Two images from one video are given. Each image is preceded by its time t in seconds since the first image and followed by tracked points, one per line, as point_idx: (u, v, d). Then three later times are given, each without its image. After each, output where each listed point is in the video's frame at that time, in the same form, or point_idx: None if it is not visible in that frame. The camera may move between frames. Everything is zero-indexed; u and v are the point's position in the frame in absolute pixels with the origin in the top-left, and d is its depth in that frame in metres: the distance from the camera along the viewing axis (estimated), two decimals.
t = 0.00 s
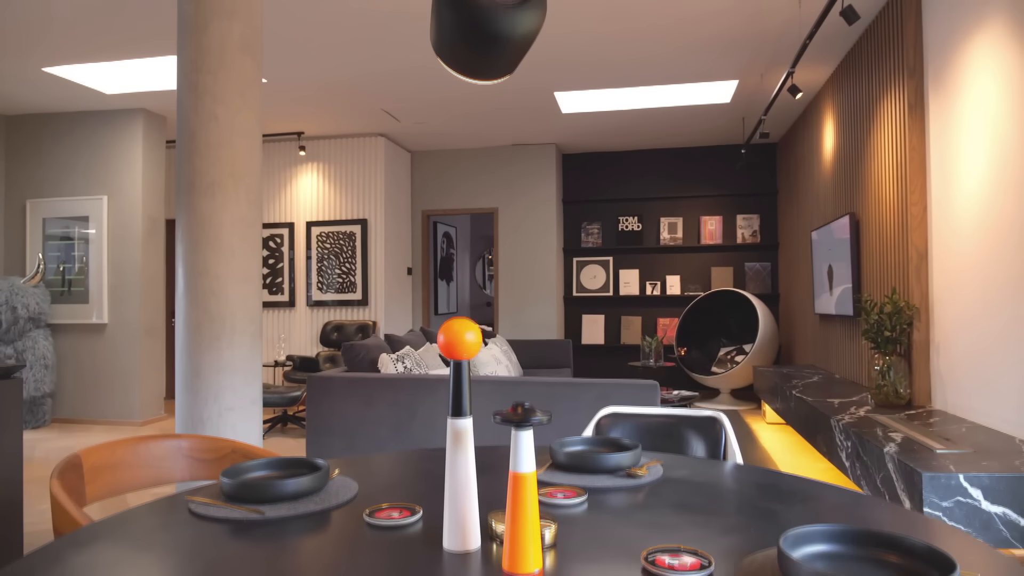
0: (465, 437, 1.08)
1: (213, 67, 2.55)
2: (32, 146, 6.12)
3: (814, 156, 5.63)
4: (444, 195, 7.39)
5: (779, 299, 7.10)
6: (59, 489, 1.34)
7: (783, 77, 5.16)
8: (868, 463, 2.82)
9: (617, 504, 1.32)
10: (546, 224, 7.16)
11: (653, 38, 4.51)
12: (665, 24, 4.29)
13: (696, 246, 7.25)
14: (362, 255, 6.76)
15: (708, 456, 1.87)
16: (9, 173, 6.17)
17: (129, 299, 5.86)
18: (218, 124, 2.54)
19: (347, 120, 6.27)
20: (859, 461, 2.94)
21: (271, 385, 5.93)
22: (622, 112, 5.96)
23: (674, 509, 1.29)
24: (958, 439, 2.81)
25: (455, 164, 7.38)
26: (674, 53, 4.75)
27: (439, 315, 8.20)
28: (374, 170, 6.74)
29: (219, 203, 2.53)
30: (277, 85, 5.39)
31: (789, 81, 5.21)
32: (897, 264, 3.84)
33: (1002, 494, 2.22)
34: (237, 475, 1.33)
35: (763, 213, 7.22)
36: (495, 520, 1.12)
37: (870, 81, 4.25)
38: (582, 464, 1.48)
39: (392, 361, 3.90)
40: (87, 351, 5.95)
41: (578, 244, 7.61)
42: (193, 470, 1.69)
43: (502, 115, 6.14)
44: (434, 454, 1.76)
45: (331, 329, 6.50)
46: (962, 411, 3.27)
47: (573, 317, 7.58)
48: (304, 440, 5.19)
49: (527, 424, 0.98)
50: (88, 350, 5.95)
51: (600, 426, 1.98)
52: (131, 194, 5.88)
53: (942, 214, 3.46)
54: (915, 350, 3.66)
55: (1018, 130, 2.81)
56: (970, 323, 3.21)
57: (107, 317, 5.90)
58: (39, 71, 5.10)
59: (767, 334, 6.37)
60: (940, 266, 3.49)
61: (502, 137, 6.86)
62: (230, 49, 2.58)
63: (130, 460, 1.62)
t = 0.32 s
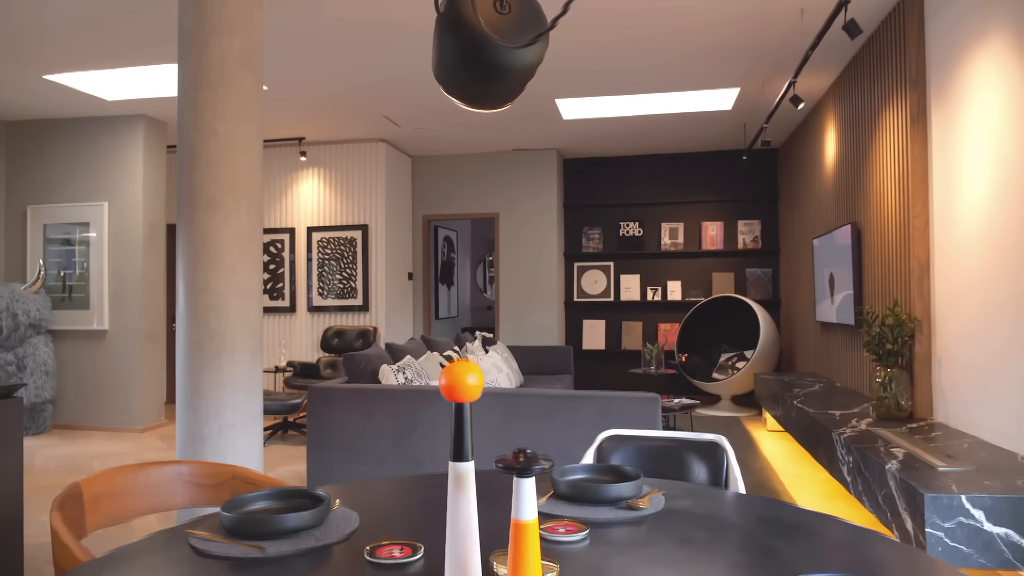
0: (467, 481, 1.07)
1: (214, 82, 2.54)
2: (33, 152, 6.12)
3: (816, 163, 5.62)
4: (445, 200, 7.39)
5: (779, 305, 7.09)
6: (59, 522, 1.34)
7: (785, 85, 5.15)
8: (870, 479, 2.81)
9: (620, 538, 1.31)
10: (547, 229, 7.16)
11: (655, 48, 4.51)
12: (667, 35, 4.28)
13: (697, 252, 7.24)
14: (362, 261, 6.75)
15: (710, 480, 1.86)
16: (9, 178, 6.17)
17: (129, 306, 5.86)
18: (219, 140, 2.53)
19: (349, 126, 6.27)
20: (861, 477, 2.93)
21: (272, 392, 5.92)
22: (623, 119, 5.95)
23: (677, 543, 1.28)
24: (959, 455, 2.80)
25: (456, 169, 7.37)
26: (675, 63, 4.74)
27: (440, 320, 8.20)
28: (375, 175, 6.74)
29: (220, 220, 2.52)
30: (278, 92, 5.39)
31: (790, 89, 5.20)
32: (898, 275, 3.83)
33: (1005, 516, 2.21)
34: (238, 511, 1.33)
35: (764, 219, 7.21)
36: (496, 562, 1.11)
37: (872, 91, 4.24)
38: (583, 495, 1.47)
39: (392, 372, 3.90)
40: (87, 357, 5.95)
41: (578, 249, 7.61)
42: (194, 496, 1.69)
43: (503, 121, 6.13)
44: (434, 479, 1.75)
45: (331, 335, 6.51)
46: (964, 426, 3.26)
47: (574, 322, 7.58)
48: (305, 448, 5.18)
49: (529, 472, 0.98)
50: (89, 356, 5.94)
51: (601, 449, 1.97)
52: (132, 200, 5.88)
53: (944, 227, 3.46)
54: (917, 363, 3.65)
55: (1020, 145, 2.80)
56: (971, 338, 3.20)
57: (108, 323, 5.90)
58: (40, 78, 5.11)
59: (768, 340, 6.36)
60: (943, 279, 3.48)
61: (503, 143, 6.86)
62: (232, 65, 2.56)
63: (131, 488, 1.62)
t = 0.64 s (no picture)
0: (470, 526, 1.08)
1: (215, 102, 2.53)
2: (34, 161, 6.12)
3: (817, 172, 5.61)
4: (445, 207, 7.39)
5: (780, 312, 7.09)
6: (62, 555, 1.34)
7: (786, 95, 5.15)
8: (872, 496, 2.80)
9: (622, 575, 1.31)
10: (547, 236, 7.16)
11: (656, 60, 4.50)
12: (669, 47, 4.28)
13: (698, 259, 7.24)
14: (362, 269, 6.74)
15: (713, 507, 1.86)
16: (10, 188, 6.17)
17: (130, 315, 5.86)
18: (220, 160, 2.53)
19: (349, 135, 6.27)
20: (863, 494, 2.92)
21: (272, 401, 5.92)
22: (624, 127, 5.95)
23: None
24: (961, 472, 2.79)
25: (457, 176, 7.37)
26: (676, 74, 4.75)
27: (441, 326, 8.20)
28: (376, 183, 6.74)
29: (221, 240, 2.52)
30: (279, 101, 5.39)
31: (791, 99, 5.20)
32: (899, 288, 3.83)
33: (1007, 538, 2.21)
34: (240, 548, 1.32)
35: (765, 226, 7.21)
36: None
37: (873, 102, 4.23)
38: (585, 528, 1.47)
39: (394, 386, 3.89)
40: (88, 367, 5.95)
41: (579, 256, 7.61)
42: (195, 525, 1.68)
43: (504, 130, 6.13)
44: (435, 510, 1.74)
45: (331, 343, 6.49)
46: (966, 440, 3.26)
47: (574, 330, 7.58)
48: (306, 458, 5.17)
49: (533, 524, 0.97)
50: (90, 365, 5.94)
51: (604, 474, 1.98)
52: (133, 210, 5.90)
53: (946, 241, 3.46)
54: (918, 376, 3.65)
55: (1021, 161, 2.80)
56: (973, 353, 3.20)
57: (109, 332, 5.90)
58: (42, 89, 5.11)
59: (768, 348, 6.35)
60: (944, 292, 3.48)
61: (504, 151, 6.86)
62: (233, 84, 2.55)
63: (133, 519, 1.62)
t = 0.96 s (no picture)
0: None
1: (218, 127, 2.54)
2: (35, 171, 6.13)
3: (817, 184, 5.62)
4: (446, 216, 7.40)
5: (781, 321, 7.10)
6: None
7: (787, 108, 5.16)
8: (872, 517, 2.81)
9: None
10: (548, 246, 7.17)
11: (658, 75, 4.51)
12: (670, 63, 4.29)
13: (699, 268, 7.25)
14: (364, 278, 6.75)
15: (713, 537, 1.87)
16: (12, 198, 6.18)
17: (132, 326, 5.88)
18: (223, 185, 2.54)
19: (351, 145, 6.29)
20: (863, 515, 2.93)
21: (274, 412, 5.93)
22: (625, 139, 5.96)
23: None
24: (961, 494, 2.80)
25: (458, 185, 7.38)
26: (678, 89, 4.76)
27: (442, 334, 8.20)
28: (377, 193, 6.76)
29: (224, 264, 2.53)
30: (281, 113, 5.41)
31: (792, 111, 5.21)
32: (900, 305, 3.84)
33: (1006, 564, 2.22)
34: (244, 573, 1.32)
35: (765, 235, 7.22)
36: None
37: (873, 117, 4.25)
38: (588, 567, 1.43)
39: (396, 401, 3.90)
40: (90, 377, 5.96)
41: (580, 264, 7.63)
42: (200, 559, 1.69)
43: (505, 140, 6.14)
44: (436, 543, 1.75)
45: (333, 352, 6.51)
46: (966, 459, 3.26)
47: (575, 338, 7.59)
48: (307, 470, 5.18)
49: None
50: (92, 376, 5.95)
51: (605, 503, 1.99)
52: (135, 221, 5.90)
53: (946, 259, 3.47)
54: (918, 394, 3.65)
55: (1022, 183, 2.81)
56: (973, 372, 3.20)
57: (111, 342, 5.91)
58: (44, 102, 5.13)
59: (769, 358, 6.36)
60: (945, 310, 3.48)
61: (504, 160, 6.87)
62: (237, 110, 2.57)
63: (137, 556, 1.63)
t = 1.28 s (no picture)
0: None
1: (219, 147, 2.56)
2: (37, 178, 6.13)
3: (817, 192, 5.63)
4: (446, 221, 7.41)
5: (781, 327, 7.11)
6: None
7: (787, 117, 5.16)
8: (871, 533, 2.82)
9: None
10: (549, 251, 7.19)
11: (658, 87, 4.52)
12: (671, 75, 4.30)
13: (699, 274, 7.26)
14: (364, 284, 6.76)
15: (712, 560, 1.89)
16: (13, 205, 6.18)
17: (133, 332, 5.89)
18: (225, 204, 2.55)
19: (351, 152, 6.29)
20: (862, 530, 2.94)
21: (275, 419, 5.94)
22: (626, 146, 5.96)
23: None
24: (959, 511, 2.81)
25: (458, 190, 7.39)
26: (678, 99, 4.77)
27: (442, 339, 8.20)
28: (378, 198, 6.77)
29: (226, 283, 2.54)
30: (282, 122, 5.42)
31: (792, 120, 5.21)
32: (899, 317, 3.85)
33: None
34: None
35: (765, 241, 7.22)
36: None
37: (873, 129, 4.26)
38: None
39: (397, 413, 3.92)
40: (92, 384, 5.97)
41: (580, 270, 7.64)
42: None
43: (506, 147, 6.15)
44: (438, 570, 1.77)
45: (335, 358, 6.52)
46: (965, 473, 3.28)
47: (575, 344, 7.60)
48: (308, 477, 5.19)
49: None
50: (93, 382, 5.96)
51: (605, 526, 2.01)
52: (136, 228, 5.92)
53: (945, 273, 3.48)
54: (918, 406, 3.67)
55: (1021, 200, 2.82)
56: (972, 387, 3.22)
57: (112, 349, 5.92)
58: (46, 111, 5.14)
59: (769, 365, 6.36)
60: (944, 323, 3.50)
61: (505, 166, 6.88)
62: (239, 129, 2.58)
63: None
